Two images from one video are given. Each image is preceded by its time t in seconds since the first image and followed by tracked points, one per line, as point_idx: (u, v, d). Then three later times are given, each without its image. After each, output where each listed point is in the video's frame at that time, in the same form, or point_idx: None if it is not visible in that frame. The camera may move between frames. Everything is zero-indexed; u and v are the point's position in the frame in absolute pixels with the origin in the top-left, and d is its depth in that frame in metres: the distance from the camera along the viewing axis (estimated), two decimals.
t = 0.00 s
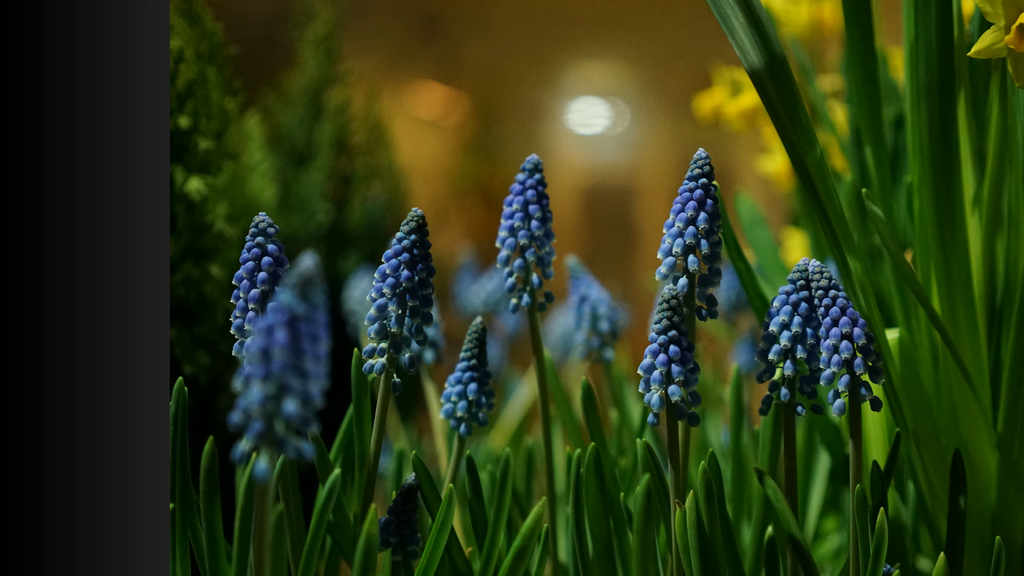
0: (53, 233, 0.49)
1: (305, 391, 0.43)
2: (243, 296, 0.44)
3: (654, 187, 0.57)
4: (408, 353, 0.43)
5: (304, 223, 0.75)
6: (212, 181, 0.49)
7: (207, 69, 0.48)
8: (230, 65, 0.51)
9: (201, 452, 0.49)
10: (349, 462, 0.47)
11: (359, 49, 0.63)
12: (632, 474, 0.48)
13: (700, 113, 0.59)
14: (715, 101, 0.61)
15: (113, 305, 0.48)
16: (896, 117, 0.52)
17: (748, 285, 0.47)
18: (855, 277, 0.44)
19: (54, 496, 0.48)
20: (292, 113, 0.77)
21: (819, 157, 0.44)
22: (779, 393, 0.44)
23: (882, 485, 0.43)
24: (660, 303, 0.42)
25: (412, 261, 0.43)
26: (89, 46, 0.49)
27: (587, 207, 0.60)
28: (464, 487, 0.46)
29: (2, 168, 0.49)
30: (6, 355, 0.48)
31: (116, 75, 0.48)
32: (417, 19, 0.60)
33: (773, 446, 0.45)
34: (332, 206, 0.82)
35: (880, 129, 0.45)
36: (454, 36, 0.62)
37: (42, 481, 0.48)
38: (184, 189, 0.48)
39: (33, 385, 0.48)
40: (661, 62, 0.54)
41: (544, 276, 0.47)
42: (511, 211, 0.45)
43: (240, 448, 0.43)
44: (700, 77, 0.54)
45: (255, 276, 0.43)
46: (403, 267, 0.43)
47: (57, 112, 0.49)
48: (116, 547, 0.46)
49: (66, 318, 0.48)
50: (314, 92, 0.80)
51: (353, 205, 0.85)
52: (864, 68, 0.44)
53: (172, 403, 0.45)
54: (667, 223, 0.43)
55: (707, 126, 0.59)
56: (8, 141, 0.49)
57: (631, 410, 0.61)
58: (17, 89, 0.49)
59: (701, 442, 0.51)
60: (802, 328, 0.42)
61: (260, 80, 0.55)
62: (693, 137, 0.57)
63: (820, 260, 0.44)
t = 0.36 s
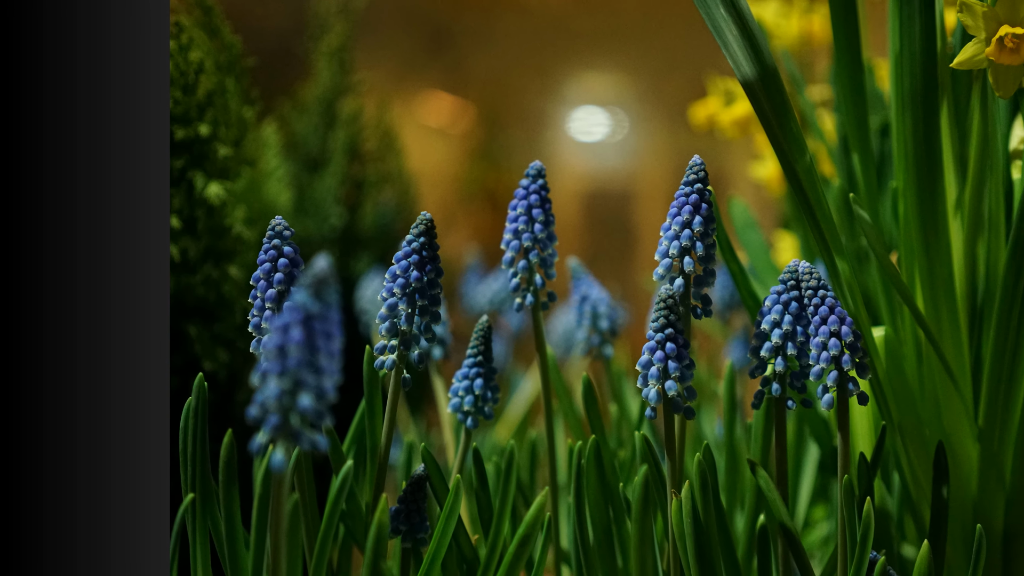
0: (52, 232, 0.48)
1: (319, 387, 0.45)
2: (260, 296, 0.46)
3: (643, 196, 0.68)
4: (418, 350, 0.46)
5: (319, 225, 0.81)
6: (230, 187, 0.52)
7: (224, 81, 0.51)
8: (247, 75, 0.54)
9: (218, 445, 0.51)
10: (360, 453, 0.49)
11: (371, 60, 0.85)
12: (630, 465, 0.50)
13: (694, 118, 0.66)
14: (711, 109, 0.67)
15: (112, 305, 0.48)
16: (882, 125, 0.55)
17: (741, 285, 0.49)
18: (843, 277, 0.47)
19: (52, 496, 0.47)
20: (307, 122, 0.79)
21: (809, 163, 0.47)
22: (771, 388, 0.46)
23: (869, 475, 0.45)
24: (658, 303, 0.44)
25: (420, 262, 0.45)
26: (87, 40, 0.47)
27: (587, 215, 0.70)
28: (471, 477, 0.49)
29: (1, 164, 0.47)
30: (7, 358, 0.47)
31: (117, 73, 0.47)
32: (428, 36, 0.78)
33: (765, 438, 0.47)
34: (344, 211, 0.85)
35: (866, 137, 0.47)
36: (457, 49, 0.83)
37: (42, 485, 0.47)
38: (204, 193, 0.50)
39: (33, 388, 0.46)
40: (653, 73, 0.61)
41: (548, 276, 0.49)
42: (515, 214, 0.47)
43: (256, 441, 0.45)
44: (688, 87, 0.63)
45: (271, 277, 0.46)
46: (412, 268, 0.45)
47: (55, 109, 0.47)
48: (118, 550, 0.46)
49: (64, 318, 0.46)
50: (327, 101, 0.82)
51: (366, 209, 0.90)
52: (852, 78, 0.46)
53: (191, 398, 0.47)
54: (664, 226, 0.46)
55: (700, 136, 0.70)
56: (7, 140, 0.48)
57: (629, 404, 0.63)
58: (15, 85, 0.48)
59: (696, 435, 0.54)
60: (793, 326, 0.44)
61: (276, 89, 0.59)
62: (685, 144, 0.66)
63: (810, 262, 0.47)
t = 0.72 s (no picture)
0: (48, 230, 0.50)
1: (333, 382, 0.47)
2: (277, 296, 0.48)
3: (641, 201, 0.72)
4: (426, 347, 0.48)
5: (333, 229, 0.92)
6: (246, 190, 0.56)
7: (242, 91, 0.53)
8: (264, 86, 0.57)
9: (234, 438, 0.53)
10: (372, 445, 0.52)
11: (381, 73, 0.93)
12: (629, 456, 0.53)
13: (689, 128, 0.71)
14: (705, 118, 0.70)
15: (112, 303, 0.50)
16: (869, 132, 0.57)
17: (734, 285, 0.51)
18: (831, 278, 0.49)
19: (49, 503, 0.49)
20: (321, 132, 0.92)
21: (798, 169, 0.49)
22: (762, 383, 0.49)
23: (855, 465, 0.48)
24: (654, 302, 0.46)
25: (429, 263, 0.47)
26: (87, 40, 0.49)
27: (588, 219, 0.75)
28: (477, 468, 0.51)
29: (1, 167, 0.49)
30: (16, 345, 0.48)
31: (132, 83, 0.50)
32: (434, 45, 0.87)
33: (757, 430, 0.49)
34: (355, 214, 0.96)
35: (853, 144, 0.49)
36: (464, 61, 0.89)
37: (36, 485, 0.49)
38: (222, 197, 0.54)
39: (33, 387, 0.49)
40: (652, 83, 0.64)
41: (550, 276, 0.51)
42: (520, 218, 0.50)
43: (274, 434, 0.48)
44: (686, 97, 0.67)
45: (288, 278, 0.48)
46: (421, 269, 0.47)
47: (54, 110, 0.49)
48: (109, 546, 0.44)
49: (64, 318, 0.48)
50: (340, 111, 0.93)
51: (378, 213, 1.02)
52: (840, 87, 0.49)
53: (211, 392, 0.49)
54: (661, 229, 0.48)
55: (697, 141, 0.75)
56: (7, 142, 0.50)
57: (629, 398, 0.66)
58: (16, 92, 0.50)
59: (692, 428, 0.56)
60: (783, 324, 0.47)
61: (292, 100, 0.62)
62: (682, 150, 0.72)
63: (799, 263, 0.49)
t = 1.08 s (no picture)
0: (50, 231, 0.51)
1: (346, 376, 0.49)
2: (293, 295, 0.51)
3: (639, 206, 0.75)
4: (435, 344, 0.50)
5: (347, 232, 0.96)
6: (264, 195, 0.59)
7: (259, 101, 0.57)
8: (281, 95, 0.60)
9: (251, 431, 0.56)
10: (383, 437, 0.54)
11: (394, 83, 0.99)
12: (628, 447, 0.55)
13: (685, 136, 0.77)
14: (700, 126, 0.77)
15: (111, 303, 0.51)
16: (855, 140, 0.60)
17: (728, 285, 0.54)
18: (819, 278, 0.52)
19: (53, 504, 0.49)
20: (336, 139, 0.95)
21: (788, 175, 0.52)
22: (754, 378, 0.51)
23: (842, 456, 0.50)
24: (652, 301, 0.49)
25: (438, 265, 0.50)
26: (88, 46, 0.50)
27: (590, 222, 0.80)
28: (484, 459, 0.54)
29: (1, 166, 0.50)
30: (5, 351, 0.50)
31: (131, 86, 0.51)
32: (442, 59, 0.92)
33: (748, 422, 0.52)
34: (367, 218, 1.00)
35: (841, 151, 0.52)
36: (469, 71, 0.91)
37: (40, 481, 0.49)
38: (242, 203, 0.56)
39: (33, 383, 0.49)
40: (650, 93, 0.67)
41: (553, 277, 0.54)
42: (524, 221, 0.52)
43: (290, 426, 0.50)
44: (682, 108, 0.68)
45: (303, 278, 0.51)
46: (430, 269, 0.50)
47: (54, 111, 0.50)
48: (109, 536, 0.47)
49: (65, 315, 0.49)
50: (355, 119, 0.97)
51: (388, 216, 1.05)
52: (828, 98, 0.51)
53: (231, 388, 0.52)
54: (658, 231, 0.50)
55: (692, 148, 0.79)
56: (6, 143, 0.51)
57: (627, 392, 0.69)
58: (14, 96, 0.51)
59: (687, 420, 0.59)
60: (774, 322, 0.49)
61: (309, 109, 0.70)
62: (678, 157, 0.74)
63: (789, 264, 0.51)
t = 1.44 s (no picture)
0: (50, 232, 0.55)
1: (359, 371, 0.51)
2: (309, 294, 0.53)
3: (637, 210, 0.82)
4: (444, 341, 0.53)
5: (359, 234, 1.00)
6: (280, 200, 0.63)
7: (276, 111, 0.62)
8: (297, 105, 0.66)
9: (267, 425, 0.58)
10: (393, 429, 0.57)
11: (404, 95, 0.99)
12: (627, 440, 0.58)
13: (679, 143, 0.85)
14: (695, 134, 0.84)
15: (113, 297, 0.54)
16: (842, 148, 0.63)
17: (721, 285, 0.57)
18: (808, 279, 0.54)
19: (53, 490, 0.52)
20: (348, 147, 0.98)
21: (779, 180, 0.54)
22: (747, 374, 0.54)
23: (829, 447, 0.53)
24: (651, 301, 0.51)
25: (446, 266, 0.52)
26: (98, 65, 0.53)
27: (590, 228, 0.83)
28: (490, 450, 0.56)
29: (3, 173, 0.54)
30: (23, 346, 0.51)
31: (132, 92, 0.53)
32: (451, 69, 0.85)
33: (741, 416, 0.55)
34: (380, 221, 1.04)
35: (828, 158, 0.55)
36: (478, 80, 0.85)
37: (41, 466, 0.53)
38: (259, 206, 0.61)
39: (33, 378, 0.53)
40: (647, 103, 0.78)
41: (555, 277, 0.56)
42: (528, 224, 0.55)
43: (306, 419, 0.53)
44: (676, 115, 0.79)
45: (318, 278, 0.53)
46: (439, 271, 0.52)
47: (55, 123, 0.53)
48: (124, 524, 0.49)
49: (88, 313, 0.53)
50: (366, 127, 1.01)
51: (399, 220, 1.07)
52: (817, 107, 0.54)
53: (249, 383, 0.54)
54: (656, 234, 0.53)
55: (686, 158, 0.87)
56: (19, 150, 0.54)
57: (626, 387, 0.72)
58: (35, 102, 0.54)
59: (682, 414, 0.62)
60: (766, 321, 0.51)
61: (322, 118, 0.73)
62: (675, 163, 0.83)
63: (780, 265, 0.54)
